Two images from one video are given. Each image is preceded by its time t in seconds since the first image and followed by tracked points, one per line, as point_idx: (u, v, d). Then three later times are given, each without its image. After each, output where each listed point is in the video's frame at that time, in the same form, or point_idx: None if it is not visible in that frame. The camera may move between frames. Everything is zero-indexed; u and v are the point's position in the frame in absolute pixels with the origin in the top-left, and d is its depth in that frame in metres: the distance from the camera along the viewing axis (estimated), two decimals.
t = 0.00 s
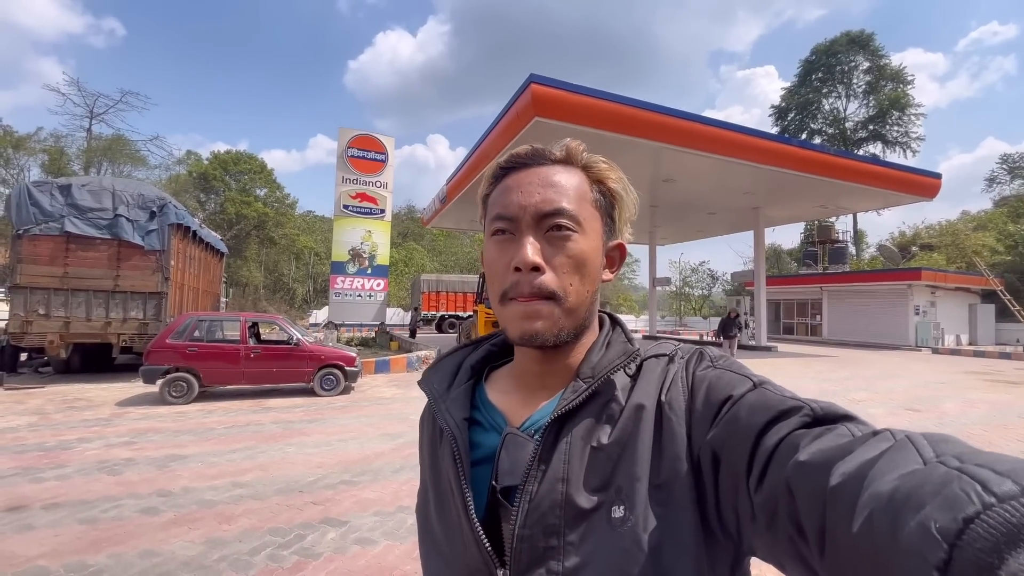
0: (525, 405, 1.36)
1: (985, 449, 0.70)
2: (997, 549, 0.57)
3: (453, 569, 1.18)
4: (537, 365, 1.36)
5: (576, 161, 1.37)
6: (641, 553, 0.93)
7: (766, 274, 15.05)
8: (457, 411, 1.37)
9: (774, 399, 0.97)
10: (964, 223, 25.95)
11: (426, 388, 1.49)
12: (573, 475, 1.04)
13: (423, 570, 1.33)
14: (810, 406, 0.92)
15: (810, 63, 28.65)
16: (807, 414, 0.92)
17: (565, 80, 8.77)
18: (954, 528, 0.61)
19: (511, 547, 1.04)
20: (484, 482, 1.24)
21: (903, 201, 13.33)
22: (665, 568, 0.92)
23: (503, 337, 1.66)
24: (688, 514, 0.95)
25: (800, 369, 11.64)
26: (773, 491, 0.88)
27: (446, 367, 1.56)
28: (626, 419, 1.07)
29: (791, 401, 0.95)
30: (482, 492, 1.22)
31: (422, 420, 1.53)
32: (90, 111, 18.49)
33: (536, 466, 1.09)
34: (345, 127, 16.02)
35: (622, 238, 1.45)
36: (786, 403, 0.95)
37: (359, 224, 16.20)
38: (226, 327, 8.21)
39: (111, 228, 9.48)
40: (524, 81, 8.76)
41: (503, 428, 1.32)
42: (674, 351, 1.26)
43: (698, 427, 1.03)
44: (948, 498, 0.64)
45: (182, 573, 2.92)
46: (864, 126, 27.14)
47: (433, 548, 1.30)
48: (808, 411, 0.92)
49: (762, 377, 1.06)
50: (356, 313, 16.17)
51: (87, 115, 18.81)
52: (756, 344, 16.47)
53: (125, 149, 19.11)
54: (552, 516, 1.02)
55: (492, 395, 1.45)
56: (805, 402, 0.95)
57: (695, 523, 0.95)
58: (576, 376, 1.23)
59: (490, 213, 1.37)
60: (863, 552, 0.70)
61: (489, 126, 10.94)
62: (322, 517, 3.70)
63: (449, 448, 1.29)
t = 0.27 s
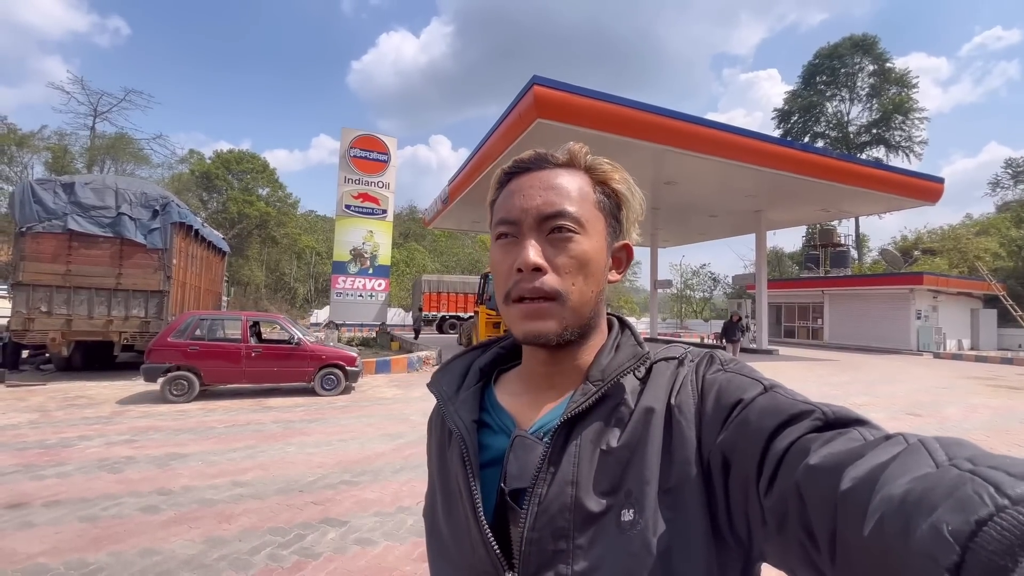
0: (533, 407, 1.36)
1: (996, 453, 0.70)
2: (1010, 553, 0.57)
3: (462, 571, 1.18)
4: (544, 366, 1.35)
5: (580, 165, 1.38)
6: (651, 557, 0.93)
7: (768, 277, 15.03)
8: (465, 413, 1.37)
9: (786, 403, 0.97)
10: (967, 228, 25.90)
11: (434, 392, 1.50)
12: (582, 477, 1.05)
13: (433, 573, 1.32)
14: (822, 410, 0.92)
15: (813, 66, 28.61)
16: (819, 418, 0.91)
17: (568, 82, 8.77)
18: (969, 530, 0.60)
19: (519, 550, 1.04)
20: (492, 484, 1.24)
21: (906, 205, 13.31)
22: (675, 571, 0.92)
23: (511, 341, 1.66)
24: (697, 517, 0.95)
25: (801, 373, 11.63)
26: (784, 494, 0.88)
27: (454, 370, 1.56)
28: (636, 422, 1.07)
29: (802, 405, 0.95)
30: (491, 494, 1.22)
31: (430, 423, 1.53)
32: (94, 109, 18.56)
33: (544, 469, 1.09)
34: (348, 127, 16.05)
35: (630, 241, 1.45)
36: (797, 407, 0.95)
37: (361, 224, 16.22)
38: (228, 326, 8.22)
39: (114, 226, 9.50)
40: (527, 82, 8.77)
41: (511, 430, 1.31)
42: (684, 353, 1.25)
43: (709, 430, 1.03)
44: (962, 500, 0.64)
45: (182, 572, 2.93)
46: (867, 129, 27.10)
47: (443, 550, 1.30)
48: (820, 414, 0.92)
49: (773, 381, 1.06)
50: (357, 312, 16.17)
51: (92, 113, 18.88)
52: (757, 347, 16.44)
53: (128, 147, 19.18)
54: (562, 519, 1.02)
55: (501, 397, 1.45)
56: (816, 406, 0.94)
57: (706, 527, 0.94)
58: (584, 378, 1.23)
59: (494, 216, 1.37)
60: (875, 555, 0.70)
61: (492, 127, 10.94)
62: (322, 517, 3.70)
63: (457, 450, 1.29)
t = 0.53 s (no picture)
0: (530, 406, 1.36)
1: (976, 448, 0.70)
2: (985, 547, 0.57)
3: (458, 568, 1.18)
4: (540, 365, 1.36)
5: (589, 169, 1.38)
6: (639, 552, 0.93)
7: (769, 281, 15.01)
8: (463, 412, 1.37)
9: (773, 400, 0.96)
10: (969, 233, 25.84)
11: (433, 391, 1.50)
12: (575, 475, 1.05)
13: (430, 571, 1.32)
14: (808, 407, 0.92)
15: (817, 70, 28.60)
16: (805, 414, 0.91)
17: (571, 84, 8.79)
18: (942, 524, 0.60)
19: (513, 547, 1.04)
20: (488, 482, 1.24)
21: (908, 210, 13.29)
22: (664, 567, 0.91)
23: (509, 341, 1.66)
24: (686, 514, 0.95)
25: (802, 377, 11.61)
26: (770, 490, 0.88)
27: (452, 370, 1.56)
28: (628, 420, 1.07)
29: (790, 402, 0.94)
30: (487, 492, 1.22)
31: (429, 422, 1.53)
32: (98, 109, 18.64)
33: (538, 466, 1.09)
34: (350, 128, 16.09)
35: (632, 246, 1.45)
36: (785, 404, 0.95)
37: (363, 225, 16.24)
38: (229, 326, 8.23)
39: (117, 225, 9.54)
40: (530, 85, 8.78)
41: (507, 429, 1.31)
42: (677, 353, 1.25)
43: (699, 427, 1.03)
44: (937, 495, 0.64)
45: (180, 571, 2.93)
46: (870, 134, 27.06)
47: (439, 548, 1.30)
48: (806, 412, 0.91)
49: (763, 380, 1.05)
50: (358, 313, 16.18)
51: (96, 113, 18.96)
52: (758, 351, 16.42)
53: (132, 147, 19.23)
54: (556, 516, 1.02)
55: (498, 396, 1.45)
56: (802, 403, 0.94)
57: (694, 523, 0.94)
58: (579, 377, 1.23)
59: (499, 215, 1.38)
60: (857, 549, 0.70)
61: (494, 129, 10.95)
62: (320, 517, 3.70)
63: (454, 448, 1.29)
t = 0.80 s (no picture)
0: (528, 401, 1.36)
1: (979, 438, 0.70)
2: (994, 536, 0.57)
3: (456, 563, 1.18)
4: (538, 360, 1.36)
5: (589, 162, 1.37)
6: (640, 545, 0.92)
7: (770, 284, 15.00)
8: (461, 408, 1.37)
9: (773, 394, 0.96)
10: (970, 236, 25.82)
11: (431, 388, 1.50)
12: (575, 469, 1.04)
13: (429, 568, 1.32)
14: (808, 399, 0.91)
15: (818, 73, 28.60)
16: (805, 406, 0.90)
17: (572, 86, 8.80)
18: (950, 513, 0.60)
19: (514, 542, 1.04)
20: (487, 478, 1.24)
21: (909, 213, 13.28)
22: (666, 562, 0.91)
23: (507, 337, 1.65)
24: (687, 507, 0.94)
25: (802, 379, 11.59)
26: (772, 482, 0.87)
27: (450, 366, 1.56)
28: (628, 414, 1.07)
29: (791, 395, 0.94)
30: (486, 487, 1.22)
31: (426, 418, 1.53)
32: (100, 109, 18.69)
33: (538, 461, 1.09)
34: (352, 129, 16.11)
35: (631, 240, 1.45)
36: (786, 397, 0.94)
37: (364, 226, 16.25)
38: (229, 325, 8.22)
39: (118, 225, 9.55)
40: (531, 86, 8.79)
41: (506, 424, 1.31)
42: (675, 347, 1.25)
43: (699, 420, 1.02)
44: (944, 486, 0.63)
45: (178, 570, 2.92)
46: (872, 137, 27.04)
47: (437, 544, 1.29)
48: (807, 403, 0.91)
49: (762, 372, 1.05)
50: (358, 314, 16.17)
51: (98, 113, 19.01)
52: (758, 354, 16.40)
53: (133, 147, 19.27)
54: (556, 510, 1.01)
55: (496, 392, 1.45)
56: (802, 395, 0.94)
57: (695, 518, 0.94)
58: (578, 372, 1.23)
59: (497, 208, 1.38)
60: (860, 541, 0.70)
61: (495, 130, 10.96)
62: (319, 517, 3.69)
63: (453, 445, 1.29)
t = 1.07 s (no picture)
0: (528, 405, 1.36)
1: (976, 441, 0.70)
2: (988, 539, 0.57)
3: (457, 567, 1.18)
4: (537, 363, 1.36)
5: (584, 164, 1.38)
6: (639, 547, 0.93)
7: (769, 285, 15.02)
8: (460, 412, 1.37)
9: (771, 395, 0.96)
10: (968, 238, 25.88)
11: (430, 391, 1.50)
12: (574, 473, 1.05)
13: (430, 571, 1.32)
14: (806, 401, 0.91)
15: (817, 75, 28.68)
16: (803, 409, 0.90)
17: (571, 88, 8.83)
18: (947, 516, 0.61)
19: (513, 545, 1.04)
20: (486, 482, 1.24)
21: (907, 215, 13.31)
22: (664, 565, 0.91)
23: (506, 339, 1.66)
24: (686, 510, 0.94)
25: (801, 381, 11.61)
26: (770, 484, 0.87)
27: (449, 370, 1.56)
28: (627, 416, 1.08)
29: (788, 397, 0.94)
30: (485, 491, 1.22)
31: (426, 422, 1.54)
32: (100, 110, 18.71)
33: (537, 465, 1.09)
34: (351, 131, 16.13)
35: (628, 243, 1.46)
36: (783, 399, 0.95)
37: (363, 227, 16.26)
38: (228, 327, 8.22)
39: (117, 226, 9.54)
40: (530, 88, 8.81)
41: (505, 428, 1.31)
42: (673, 349, 1.26)
43: (697, 423, 1.03)
44: (941, 489, 0.64)
45: (177, 572, 2.91)
46: (871, 139, 27.11)
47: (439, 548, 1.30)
48: (804, 406, 0.91)
49: (761, 375, 1.05)
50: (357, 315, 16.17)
51: (97, 115, 19.04)
52: (757, 355, 16.42)
53: (132, 148, 19.28)
54: (555, 514, 1.02)
55: (495, 396, 1.45)
56: (800, 398, 0.94)
57: (694, 520, 0.94)
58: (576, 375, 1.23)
59: (493, 211, 1.38)
60: (859, 544, 0.70)
61: (495, 132, 10.97)
62: (318, 519, 3.69)
63: (452, 448, 1.30)
